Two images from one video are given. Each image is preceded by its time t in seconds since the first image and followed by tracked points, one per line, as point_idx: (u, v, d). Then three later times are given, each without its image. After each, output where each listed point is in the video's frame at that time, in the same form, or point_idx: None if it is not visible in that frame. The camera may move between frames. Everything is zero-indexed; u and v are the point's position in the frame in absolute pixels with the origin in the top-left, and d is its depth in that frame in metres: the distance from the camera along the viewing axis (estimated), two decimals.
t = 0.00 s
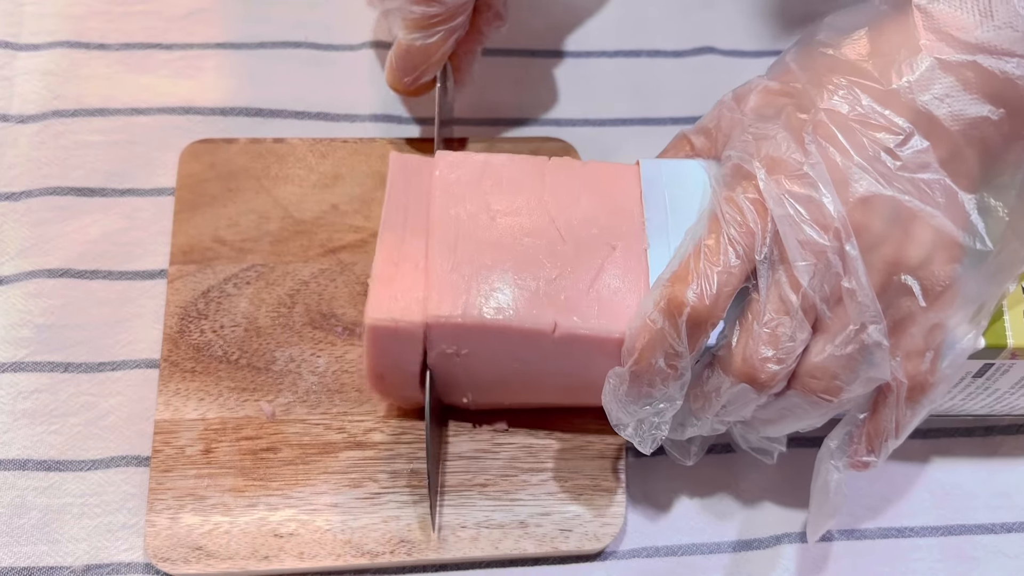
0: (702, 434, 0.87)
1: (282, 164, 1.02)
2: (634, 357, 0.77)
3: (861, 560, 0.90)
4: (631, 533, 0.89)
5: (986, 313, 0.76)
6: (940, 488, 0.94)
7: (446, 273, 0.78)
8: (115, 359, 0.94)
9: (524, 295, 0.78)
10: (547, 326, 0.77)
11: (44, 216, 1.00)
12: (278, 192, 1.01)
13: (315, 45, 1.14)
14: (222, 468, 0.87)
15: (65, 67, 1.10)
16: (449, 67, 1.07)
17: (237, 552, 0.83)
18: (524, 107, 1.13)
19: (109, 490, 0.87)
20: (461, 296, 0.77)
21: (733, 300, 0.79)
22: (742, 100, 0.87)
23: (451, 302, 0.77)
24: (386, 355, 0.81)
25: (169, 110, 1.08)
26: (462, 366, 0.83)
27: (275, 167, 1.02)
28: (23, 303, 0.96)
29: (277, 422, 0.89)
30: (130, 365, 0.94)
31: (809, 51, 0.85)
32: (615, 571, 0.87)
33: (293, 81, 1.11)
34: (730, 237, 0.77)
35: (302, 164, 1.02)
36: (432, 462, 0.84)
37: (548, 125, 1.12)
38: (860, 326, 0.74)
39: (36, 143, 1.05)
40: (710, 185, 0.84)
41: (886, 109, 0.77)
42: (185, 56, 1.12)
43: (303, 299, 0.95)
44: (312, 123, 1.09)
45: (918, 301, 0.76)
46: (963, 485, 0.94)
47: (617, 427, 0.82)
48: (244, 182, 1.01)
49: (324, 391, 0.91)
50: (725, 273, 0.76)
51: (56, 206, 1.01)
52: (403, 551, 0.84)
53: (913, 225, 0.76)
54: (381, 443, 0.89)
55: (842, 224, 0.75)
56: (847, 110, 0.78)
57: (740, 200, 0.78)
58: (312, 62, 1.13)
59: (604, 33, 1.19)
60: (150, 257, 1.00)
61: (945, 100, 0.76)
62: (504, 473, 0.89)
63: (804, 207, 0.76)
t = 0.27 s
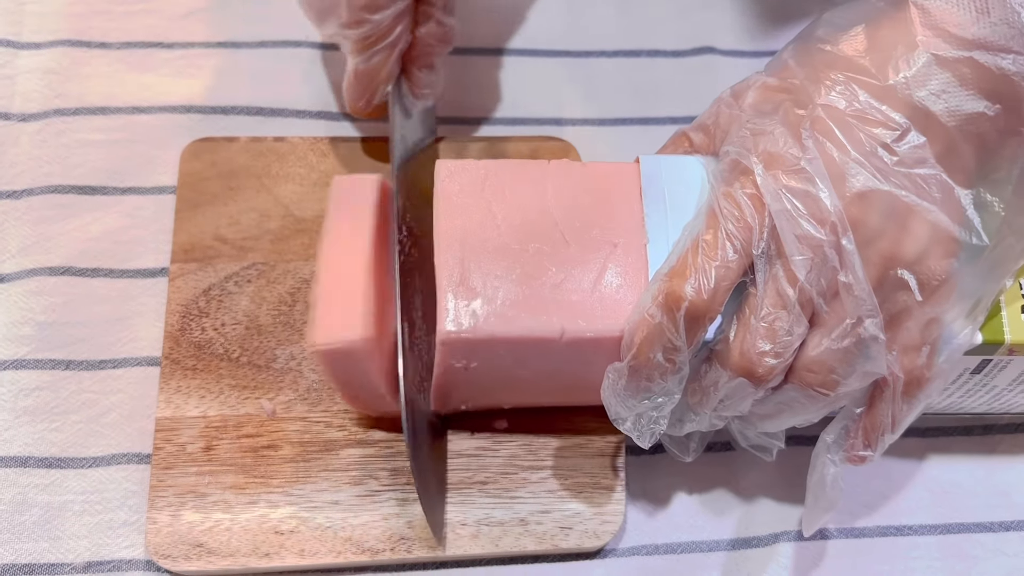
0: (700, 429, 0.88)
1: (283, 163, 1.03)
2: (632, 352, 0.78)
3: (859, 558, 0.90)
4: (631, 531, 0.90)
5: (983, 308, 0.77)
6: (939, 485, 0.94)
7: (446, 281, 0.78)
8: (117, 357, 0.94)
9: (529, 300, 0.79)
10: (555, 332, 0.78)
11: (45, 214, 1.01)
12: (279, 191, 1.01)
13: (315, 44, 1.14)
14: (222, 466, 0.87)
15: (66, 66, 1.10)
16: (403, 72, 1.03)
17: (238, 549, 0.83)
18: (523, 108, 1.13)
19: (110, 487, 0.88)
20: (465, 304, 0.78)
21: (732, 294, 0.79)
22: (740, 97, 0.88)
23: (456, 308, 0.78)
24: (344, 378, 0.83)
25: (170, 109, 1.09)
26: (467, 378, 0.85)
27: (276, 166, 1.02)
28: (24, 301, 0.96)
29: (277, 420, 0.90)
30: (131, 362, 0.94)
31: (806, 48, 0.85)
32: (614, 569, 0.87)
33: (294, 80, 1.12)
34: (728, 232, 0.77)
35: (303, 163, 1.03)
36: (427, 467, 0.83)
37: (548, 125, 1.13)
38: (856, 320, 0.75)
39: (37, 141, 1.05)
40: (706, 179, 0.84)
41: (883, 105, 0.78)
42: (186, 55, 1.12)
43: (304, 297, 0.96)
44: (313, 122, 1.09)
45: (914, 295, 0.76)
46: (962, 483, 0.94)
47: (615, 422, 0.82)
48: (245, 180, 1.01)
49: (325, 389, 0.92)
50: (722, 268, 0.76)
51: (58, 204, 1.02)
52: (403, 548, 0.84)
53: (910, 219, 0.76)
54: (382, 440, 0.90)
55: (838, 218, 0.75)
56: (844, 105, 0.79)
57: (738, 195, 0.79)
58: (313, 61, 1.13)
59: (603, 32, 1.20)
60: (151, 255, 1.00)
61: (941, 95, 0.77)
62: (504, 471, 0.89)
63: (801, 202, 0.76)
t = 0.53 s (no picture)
0: (696, 431, 0.88)
1: (282, 164, 1.03)
2: (630, 355, 0.78)
3: (855, 558, 0.90)
4: (628, 531, 0.90)
5: (978, 313, 0.77)
6: (935, 487, 0.94)
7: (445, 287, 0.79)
8: (115, 357, 0.94)
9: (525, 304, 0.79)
10: (552, 335, 0.78)
11: (45, 214, 1.01)
12: (279, 192, 1.01)
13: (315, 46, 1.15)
14: (221, 466, 0.87)
15: (66, 66, 1.10)
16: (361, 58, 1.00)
17: (236, 549, 0.83)
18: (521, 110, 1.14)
19: (109, 487, 0.88)
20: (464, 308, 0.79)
21: (729, 297, 0.79)
22: (738, 100, 0.88)
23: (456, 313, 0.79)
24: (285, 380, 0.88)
25: (169, 110, 1.09)
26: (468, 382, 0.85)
27: (275, 167, 1.03)
28: (23, 301, 0.96)
29: (276, 420, 0.90)
30: (130, 362, 0.94)
31: (804, 51, 0.85)
32: (612, 569, 0.88)
33: (293, 81, 1.12)
34: (725, 235, 0.78)
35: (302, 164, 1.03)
36: (411, 471, 0.83)
37: (547, 126, 1.13)
38: (853, 324, 0.75)
39: (37, 141, 1.05)
40: (705, 184, 0.84)
41: (881, 109, 0.78)
42: (186, 56, 1.13)
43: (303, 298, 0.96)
44: (312, 124, 1.10)
45: (911, 299, 0.77)
46: (957, 484, 0.95)
47: (613, 424, 0.82)
48: (244, 181, 1.02)
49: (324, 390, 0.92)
50: (720, 271, 0.76)
51: (57, 204, 1.02)
52: (401, 548, 0.85)
53: (907, 223, 0.76)
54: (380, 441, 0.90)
55: (836, 222, 0.76)
56: (841, 110, 0.79)
57: (736, 199, 0.79)
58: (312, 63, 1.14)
59: (602, 34, 1.20)
60: (150, 256, 1.00)
61: (938, 100, 0.77)
62: (502, 471, 0.90)
63: (799, 206, 0.77)
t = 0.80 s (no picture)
0: (707, 437, 0.87)
1: (290, 167, 1.03)
2: (642, 360, 0.78)
3: (864, 563, 0.90)
4: (637, 536, 0.90)
5: (992, 320, 0.77)
6: (944, 492, 0.94)
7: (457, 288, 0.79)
8: (123, 360, 0.94)
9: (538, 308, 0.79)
10: (564, 341, 0.78)
11: (52, 217, 1.01)
12: (287, 196, 1.01)
13: (323, 49, 1.15)
14: (229, 470, 0.87)
15: (73, 69, 1.10)
16: None
17: (244, 553, 0.83)
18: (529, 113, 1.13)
19: (116, 490, 0.88)
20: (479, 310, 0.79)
21: (742, 303, 0.79)
22: (753, 104, 0.88)
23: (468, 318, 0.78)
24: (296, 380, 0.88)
25: (177, 112, 1.09)
26: (481, 387, 0.85)
27: (283, 170, 1.02)
28: (30, 304, 0.96)
29: (284, 424, 0.90)
30: (138, 366, 0.94)
31: (821, 57, 0.85)
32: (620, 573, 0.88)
33: (301, 84, 1.12)
34: (740, 241, 0.77)
35: (310, 167, 1.03)
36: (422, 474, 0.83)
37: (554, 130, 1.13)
38: (868, 331, 0.75)
39: (44, 144, 1.05)
40: (717, 187, 0.84)
41: (898, 116, 0.78)
42: (194, 58, 1.13)
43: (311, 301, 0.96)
44: (319, 127, 1.10)
45: (925, 308, 0.76)
46: (967, 489, 0.94)
47: (624, 429, 0.82)
48: (252, 184, 1.01)
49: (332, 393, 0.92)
50: (735, 277, 0.76)
51: (64, 207, 1.01)
52: (410, 553, 0.84)
53: (923, 231, 0.76)
54: (388, 445, 0.90)
55: (851, 229, 0.75)
56: (859, 116, 0.79)
57: (750, 204, 0.79)
58: (320, 66, 1.13)
59: (610, 37, 1.20)
60: (157, 258, 1.00)
61: (956, 108, 0.77)
62: (511, 476, 0.89)
63: (815, 212, 0.76)
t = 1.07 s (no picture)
0: (702, 436, 0.88)
1: (289, 167, 1.03)
2: (637, 358, 0.78)
3: (859, 562, 0.91)
4: (633, 535, 0.90)
5: (985, 319, 0.77)
6: (939, 491, 0.95)
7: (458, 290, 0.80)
8: (122, 360, 0.95)
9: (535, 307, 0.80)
10: (559, 340, 0.79)
11: (51, 217, 1.01)
12: (285, 196, 1.02)
13: (322, 50, 1.15)
14: (228, 468, 0.88)
15: (73, 70, 1.11)
16: None
17: (242, 552, 0.83)
18: (526, 114, 1.14)
19: (115, 489, 0.88)
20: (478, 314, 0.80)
21: (736, 303, 0.80)
22: (748, 105, 0.89)
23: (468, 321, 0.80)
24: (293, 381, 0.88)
25: (176, 113, 1.09)
26: (477, 386, 0.86)
27: (282, 170, 1.03)
28: (30, 303, 0.97)
29: (282, 423, 0.90)
30: (137, 365, 0.95)
31: (815, 59, 0.86)
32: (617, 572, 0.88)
33: (301, 86, 1.12)
34: (734, 241, 0.78)
35: (308, 168, 1.03)
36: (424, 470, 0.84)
37: (552, 131, 1.13)
38: (860, 330, 0.75)
39: (44, 144, 1.06)
40: (711, 186, 0.85)
41: (891, 118, 0.78)
42: (193, 59, 1.13)
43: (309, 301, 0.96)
44: (318, 127, 1.10)
45: (918, 308, 0.77)
46: (961, 488, 0.95)
47: (619, 427, 0.83)
48: (251, 184, 1.02)
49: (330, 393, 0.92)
50: (729, 277, 0.77)
51: (64, 207, 1.02)
52: (407, 551, 0.85)
53: (916, 232, 0.77)
54: (386, 444, 0.90)
55: (845, 229, 0.76)
56: (852, 117, 0.80)
57: (745, 205, 0.79)
58: (319, 67, 1.14)
59: (607, 39, 1.20)
60: (157, 259, 1.01)
61: (949, 109, 0.78)
62: (508, 475, 0.90)
63: (808, 212, 0.77)
